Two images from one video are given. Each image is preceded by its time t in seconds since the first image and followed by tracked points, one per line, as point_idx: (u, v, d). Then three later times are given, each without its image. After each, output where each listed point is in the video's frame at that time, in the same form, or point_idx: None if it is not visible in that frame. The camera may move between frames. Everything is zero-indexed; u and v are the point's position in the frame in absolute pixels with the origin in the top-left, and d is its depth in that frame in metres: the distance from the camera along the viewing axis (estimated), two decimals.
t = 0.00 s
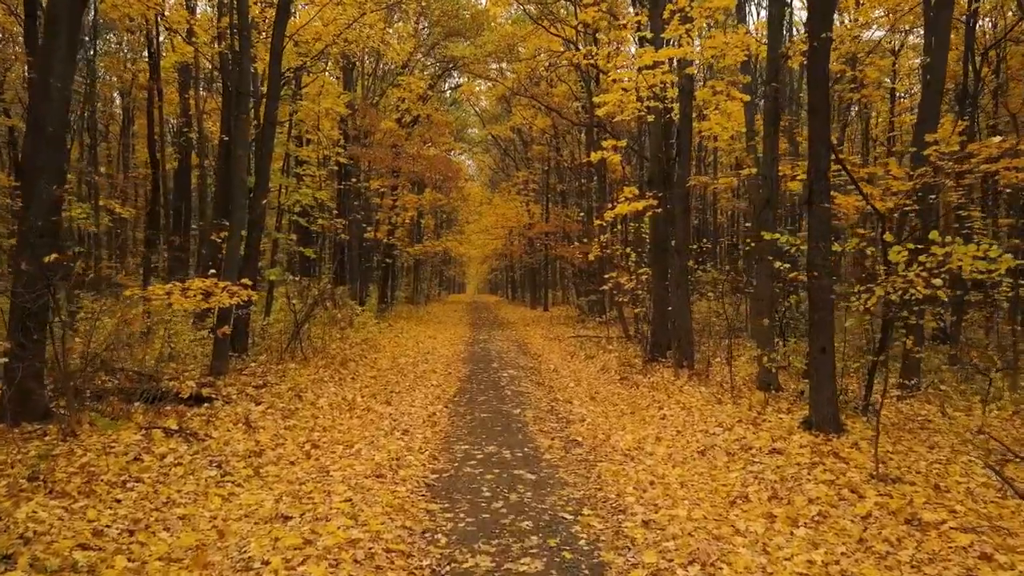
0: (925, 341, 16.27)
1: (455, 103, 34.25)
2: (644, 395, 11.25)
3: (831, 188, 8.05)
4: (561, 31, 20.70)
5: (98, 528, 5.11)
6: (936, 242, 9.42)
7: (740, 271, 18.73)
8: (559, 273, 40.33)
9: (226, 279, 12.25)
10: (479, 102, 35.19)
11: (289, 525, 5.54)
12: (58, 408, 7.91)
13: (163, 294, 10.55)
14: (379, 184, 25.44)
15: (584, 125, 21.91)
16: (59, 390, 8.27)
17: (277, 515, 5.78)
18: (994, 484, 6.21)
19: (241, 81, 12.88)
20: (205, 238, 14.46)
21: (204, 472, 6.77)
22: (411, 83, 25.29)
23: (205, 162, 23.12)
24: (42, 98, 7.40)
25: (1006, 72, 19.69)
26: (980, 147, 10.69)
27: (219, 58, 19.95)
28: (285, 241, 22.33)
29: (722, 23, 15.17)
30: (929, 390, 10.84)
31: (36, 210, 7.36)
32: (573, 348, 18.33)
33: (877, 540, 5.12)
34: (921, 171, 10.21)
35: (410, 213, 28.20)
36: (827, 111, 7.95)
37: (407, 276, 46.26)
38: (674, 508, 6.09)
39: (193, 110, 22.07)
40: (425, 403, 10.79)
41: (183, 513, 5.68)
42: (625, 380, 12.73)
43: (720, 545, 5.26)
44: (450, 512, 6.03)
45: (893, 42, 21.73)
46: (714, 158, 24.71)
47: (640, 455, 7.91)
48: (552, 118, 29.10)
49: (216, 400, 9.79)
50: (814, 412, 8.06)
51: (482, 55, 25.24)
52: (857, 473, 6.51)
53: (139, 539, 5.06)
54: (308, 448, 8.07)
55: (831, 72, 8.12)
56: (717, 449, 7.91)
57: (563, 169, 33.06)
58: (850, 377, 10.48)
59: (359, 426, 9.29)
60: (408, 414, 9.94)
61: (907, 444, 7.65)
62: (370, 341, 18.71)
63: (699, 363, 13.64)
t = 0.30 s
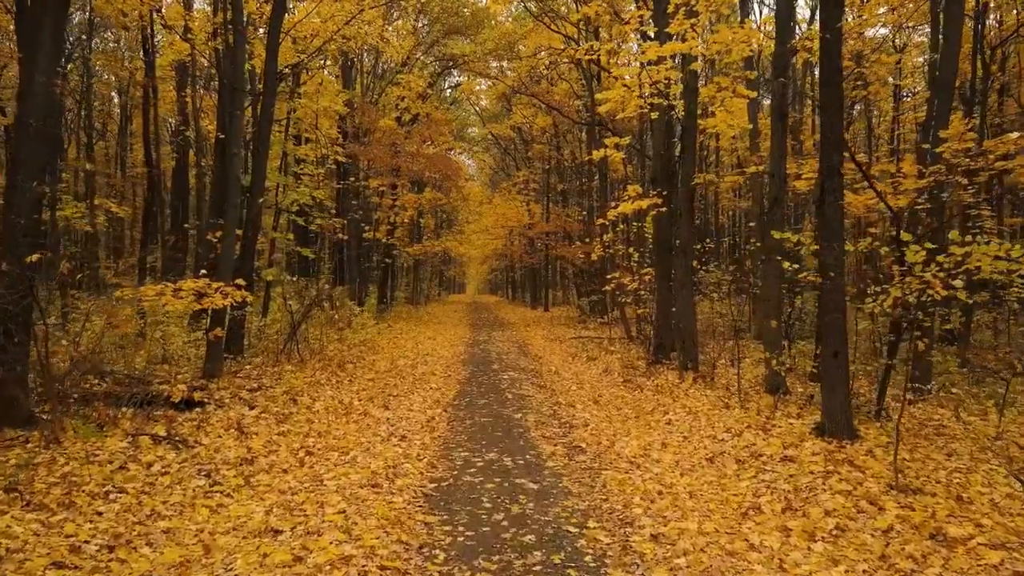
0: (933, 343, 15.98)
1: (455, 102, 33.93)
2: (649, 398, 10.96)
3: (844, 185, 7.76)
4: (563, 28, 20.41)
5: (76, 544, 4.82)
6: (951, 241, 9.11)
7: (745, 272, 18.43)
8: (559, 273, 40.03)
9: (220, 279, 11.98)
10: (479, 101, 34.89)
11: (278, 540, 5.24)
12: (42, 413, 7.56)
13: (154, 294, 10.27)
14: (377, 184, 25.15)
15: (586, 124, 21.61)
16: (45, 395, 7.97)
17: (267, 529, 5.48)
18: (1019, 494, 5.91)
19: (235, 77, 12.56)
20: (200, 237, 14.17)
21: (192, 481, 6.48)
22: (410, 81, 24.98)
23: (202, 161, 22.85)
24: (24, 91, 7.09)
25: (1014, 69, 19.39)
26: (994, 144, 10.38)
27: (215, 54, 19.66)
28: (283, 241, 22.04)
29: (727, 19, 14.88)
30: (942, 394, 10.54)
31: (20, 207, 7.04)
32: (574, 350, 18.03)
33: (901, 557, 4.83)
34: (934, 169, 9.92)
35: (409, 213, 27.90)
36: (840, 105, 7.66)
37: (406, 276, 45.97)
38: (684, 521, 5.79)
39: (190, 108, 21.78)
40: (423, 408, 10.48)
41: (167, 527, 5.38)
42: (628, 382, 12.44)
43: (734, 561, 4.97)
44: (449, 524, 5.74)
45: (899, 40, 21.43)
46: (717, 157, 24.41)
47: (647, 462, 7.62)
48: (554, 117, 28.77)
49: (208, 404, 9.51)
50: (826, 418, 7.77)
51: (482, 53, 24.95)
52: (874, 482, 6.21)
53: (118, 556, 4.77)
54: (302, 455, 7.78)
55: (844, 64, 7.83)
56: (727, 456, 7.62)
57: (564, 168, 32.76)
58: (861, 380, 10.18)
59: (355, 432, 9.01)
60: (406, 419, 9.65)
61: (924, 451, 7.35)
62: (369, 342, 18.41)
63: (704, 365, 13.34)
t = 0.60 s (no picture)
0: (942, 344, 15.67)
1: (455, 101, 33.65)
2: (654, 403, 10.66)
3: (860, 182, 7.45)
4: (564, 25, 20.12)
5: (49, 563, 4.52)
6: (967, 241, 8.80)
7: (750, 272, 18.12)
8: (560, 273, 39.73)
9: (213, 279, 11.68)
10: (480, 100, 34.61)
11: (266, 557, 4.94)
12: (24, 419, 7.21)
13: (144, 295, 9.97)
14: (376, 183, 24.86)
15: (587, 122, 21.31)
16: (28, 400, 7.66)
17: (254, 544, 5.19)
18: None
19: (229, 73, 12.25)
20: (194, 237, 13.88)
21: (178, 492, 6.18)
22: (410, 79, 24.69)
23: (199, 160, 22.56)
24: (4, 84, 6.82)
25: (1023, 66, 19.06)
26: (1010, 140, 10.06)
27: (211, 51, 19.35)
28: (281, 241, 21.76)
29: (732, 13, 14.57)
30: (955, 398, 10.24)
31: None
32: (576, 351, 17.75)
33: None
34: (948, 166, 9.61)
35: (409, 212, 27.61)
36: (856, 100, 7.34)
37: (406, 276, 45.69)
38: (695, 535, 5.48)
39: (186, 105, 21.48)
40: (422, 412, 10.18)
41: (148, 543, 5.08)
42: (632, 385, 12.15)
43: None
44: (448, 539, 5.43)
45: (905, 37, 21.12)
46: (720, 156, 24.11)
47: (654, 471, 7.31)
48: (555, 116, 28.48)
49: (199, 409, 9.21)
50: (840, 424, 7.47)
51: (483, 51, 24.66)
52: (894, 494, 5.91)
53: None
54: (295, 463, 7.48)
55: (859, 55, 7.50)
56: (737, 464, 7.32)
57: (565, 167, 32.46)
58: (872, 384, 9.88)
59: (351, 438, 8.71)
60: (404, 424, 9.35)
61: (944, 460, 7.05)
62: (367, 343, 18.12)
63: (709, 368, 13.04)
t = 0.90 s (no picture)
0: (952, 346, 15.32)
1: (456, 100, 33.36)
2: (660, 407, 10.33)
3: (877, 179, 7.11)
4: (566, 22, 19.83)
5: None
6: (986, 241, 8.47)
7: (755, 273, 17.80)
8: (560, 273, 39.40)
9: (205, 280, 11.35)
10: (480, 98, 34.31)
11: None
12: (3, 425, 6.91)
13: (132, 296, 9.65)
14: (374, 182, 24.55)
15: (589, 120, 21.02)
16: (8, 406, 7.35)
17: (239, 563, 4.87)
18: None
19: (220, 68, 11.92)
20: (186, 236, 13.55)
21: (161, 505, 5.86)
22: (409, 77, 24.37)
23: (194, 159, 22.26)
24: None
25: None
26: None
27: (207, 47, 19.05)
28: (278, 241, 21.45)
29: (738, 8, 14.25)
30: (971, 403, 9.91)
31: None
32: (577, 353, 17.43)
33: None
34: (963, 164, 9.29)
35: (408, 212, 27.30)
36: (872, 93, 7.02)
37: (405, 276, 45.38)
38: (708, 552, 5.16)
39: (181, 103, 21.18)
40: (420, 417, 9.85)
41: (126, 562, 4.76)
42: (636, 389, 11.82)
43: None
44: (445, 557, 5.11)
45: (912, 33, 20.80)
46: (723, 155, 23.81)
47: (662, 481, 6.99)
48: (556, 115, 28.20)
49: (189, 415, 8.89)
50: (857, 432, 7.14)
51: (483, 49, 24.36)
52: (917, 508, 5.59)
53: None
54: (286, 472, 7.16)
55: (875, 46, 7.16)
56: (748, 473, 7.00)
57: (566, 167, 32.15)
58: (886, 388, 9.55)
59: (345, 445, 8.39)
60: (401, 430, 9.03)
61: (966, 469, 6.72)
62: (365, 345, 17.79)
63: (715, 371, 12.72)
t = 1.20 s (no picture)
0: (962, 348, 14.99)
1: (456, 99, 33.04)
2: (666, 412, 9.99)
3: (898, 174, 6.75)
4: (568, 19, 19.51)
5: None
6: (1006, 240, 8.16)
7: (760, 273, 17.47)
8: (562, 274, 39.08)
9: (196, 281, 11.02)
10: (480, 97, 33.99)
11: None
12: None
13: (119, 298, 9.30)
14: (373, 182, 24.24)
15: (591, 118, 20.71)
16: None
17: None
18: None
19: (212, 62, 11.56)
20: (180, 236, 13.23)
21: (142, 519, 5.51)
22: (407, 74, 24.05)
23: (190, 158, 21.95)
24: None
25: None
26: None
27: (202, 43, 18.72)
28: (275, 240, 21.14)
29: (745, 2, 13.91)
30: (988, 409, 9.59)
31: None
32: (579, 355, 17.10)
33: None
34: (982, 161, 8.94)
35: (408, 212, 26.98)
36: (889, 85, 6.68)
37: (405, 277, 45.07)
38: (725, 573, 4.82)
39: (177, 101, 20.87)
40: (418, 423, 9.51)
41: None
42: (641, 393, 11.49)
43: None
44: None
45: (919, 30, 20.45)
46: (727, 154, 23.47)
47: (671, 492, 6.66)
48: (556, 113, 27.87)
49: (178, 421, 8.57)
50: (875, 440, 6.82)
51: (483, 46, 24.04)
52: (945, 524, 5.25)
53: None
54: (277, 482, 6.84)
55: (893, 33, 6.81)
56: (762, 484, 6.67)
57: (567, 166, 31.84)
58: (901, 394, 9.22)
59: (340, 453, 8.05)
60: (398, 437, 8.70)
61: (991, 480, 6.39)
62: (363, 347, 17.48)
63: (722, 374, 12.37)
